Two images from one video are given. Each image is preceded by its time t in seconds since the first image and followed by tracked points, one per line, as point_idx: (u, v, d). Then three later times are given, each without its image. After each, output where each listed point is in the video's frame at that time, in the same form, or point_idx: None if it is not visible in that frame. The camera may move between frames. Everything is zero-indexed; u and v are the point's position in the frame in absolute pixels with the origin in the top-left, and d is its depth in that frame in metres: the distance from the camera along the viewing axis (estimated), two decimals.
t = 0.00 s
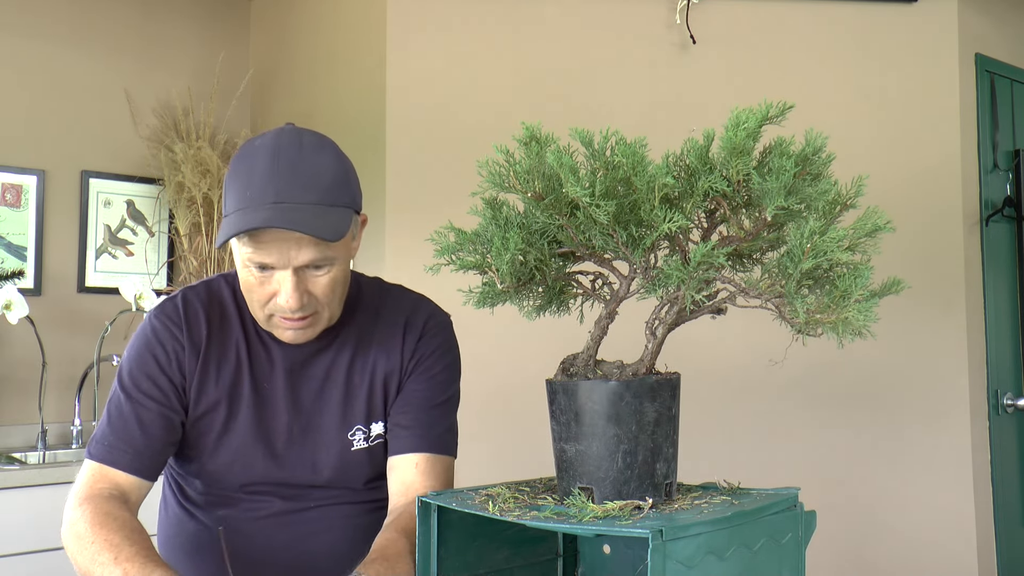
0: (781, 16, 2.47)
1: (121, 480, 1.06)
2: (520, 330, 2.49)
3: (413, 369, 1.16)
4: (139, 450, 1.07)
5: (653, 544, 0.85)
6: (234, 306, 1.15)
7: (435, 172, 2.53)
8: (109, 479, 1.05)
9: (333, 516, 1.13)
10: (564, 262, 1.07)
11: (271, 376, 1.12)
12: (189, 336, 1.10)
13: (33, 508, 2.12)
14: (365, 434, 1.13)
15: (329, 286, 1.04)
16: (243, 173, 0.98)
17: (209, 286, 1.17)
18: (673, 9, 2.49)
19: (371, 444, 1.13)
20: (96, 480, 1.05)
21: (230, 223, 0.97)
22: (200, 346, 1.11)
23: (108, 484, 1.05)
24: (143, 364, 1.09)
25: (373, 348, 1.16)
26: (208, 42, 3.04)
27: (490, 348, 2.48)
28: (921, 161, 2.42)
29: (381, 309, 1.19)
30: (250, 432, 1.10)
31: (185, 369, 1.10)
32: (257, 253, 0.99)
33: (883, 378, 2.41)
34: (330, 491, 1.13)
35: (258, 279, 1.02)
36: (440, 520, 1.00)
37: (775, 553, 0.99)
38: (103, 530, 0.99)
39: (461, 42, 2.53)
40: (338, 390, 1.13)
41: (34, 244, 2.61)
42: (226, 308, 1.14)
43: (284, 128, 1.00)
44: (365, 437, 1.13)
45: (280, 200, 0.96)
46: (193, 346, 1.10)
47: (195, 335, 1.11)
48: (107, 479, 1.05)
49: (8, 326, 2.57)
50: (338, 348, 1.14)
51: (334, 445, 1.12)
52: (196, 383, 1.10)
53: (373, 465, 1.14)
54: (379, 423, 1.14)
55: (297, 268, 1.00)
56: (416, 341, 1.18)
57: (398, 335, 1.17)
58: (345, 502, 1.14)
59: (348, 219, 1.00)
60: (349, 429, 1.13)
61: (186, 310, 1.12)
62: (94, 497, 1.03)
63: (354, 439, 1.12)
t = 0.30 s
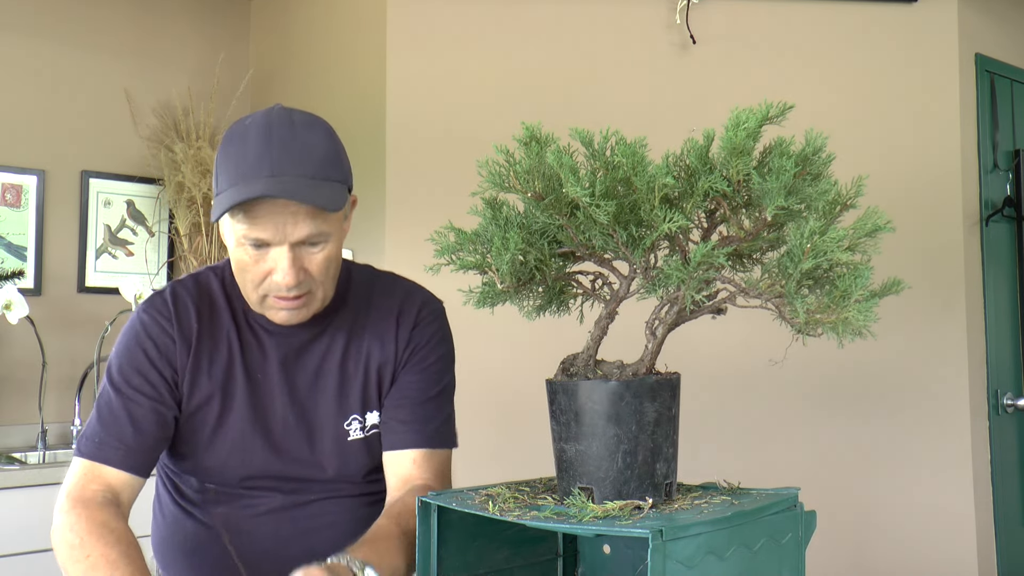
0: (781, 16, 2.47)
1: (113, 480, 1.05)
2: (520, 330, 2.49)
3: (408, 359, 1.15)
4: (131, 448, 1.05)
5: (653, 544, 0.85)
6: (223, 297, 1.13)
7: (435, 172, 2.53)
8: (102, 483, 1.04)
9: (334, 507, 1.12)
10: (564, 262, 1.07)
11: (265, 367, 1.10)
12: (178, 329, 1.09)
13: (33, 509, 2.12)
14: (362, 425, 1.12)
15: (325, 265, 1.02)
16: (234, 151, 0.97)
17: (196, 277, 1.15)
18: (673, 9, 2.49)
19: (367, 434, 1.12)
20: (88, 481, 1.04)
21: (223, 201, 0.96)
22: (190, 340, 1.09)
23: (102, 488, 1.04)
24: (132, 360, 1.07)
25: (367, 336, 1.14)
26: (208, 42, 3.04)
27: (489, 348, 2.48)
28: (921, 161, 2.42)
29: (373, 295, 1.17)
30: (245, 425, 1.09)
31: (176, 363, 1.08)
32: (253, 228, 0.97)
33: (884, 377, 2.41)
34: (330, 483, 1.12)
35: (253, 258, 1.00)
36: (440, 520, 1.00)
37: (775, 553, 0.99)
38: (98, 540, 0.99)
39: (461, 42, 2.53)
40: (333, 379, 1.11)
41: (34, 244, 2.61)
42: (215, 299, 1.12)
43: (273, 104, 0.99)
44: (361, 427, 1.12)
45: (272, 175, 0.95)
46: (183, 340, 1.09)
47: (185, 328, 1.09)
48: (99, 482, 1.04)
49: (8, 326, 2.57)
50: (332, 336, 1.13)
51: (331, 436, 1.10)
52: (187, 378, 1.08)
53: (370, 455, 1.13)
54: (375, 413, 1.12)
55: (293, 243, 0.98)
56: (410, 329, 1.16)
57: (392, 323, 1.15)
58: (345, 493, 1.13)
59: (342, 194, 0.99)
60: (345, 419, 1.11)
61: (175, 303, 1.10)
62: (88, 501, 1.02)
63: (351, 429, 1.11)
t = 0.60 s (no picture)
0: (780, 16, 2.47)
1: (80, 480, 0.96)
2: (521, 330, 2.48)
3: (393, 310, 1.17)
4: (103, 449, 0.97)
5: (652, 544, 0.85)
6: (182, 275, 1.05)
7: (435, 171, 2.53)
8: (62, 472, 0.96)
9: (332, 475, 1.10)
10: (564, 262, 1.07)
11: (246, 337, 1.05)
12: (141, 316, 1.00)
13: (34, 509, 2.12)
14: (359, 371, 1.11)
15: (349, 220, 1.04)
16: (278, 112, 0.98)
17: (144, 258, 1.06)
18: (673, 9, 2.49)
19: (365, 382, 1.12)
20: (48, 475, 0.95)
21: (282, 154, 0.96)
22: (155, 326, 1.01)
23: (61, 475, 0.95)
24: (92, 357, 0.98)
25: (350, 291, 1.13)
26: (207, 42, 3.04)
27: (489, 348, 2.48)
28: (922, 161, 2.42)
29: (342, 253, 1.17)
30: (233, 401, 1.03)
31: (144, 352, 1.00)
32: (312, 177, 0.97)
33: (884, 377, 2.41)
34: (327, 444, 1.10)
35: (292, 211, 0.98)
36: (440, 519, 1.01)
37: (775, 554, 1.00)
38: (69, 527, 0.91)
39: (460, 42, 2.53)
40: (321, 335, 1.09)
41: (34, 244, 2.61)
42: (173, 277, 1.05)
43: (283, 66, 1.04)
44: (359, 374, 1.11)
45: (331, 134, 0.98)
46: (149, 328, 1.01)
47: (150, 315, 1.01)
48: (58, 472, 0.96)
49: (8, 326, 2.57)
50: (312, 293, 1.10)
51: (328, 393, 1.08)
52: (161, 363, 1.01)
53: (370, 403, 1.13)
54: (370, 361, 1.13)
55: (336, 193, 1.00)
56: (387, 283, 1.17)
57: (370, 278, 1.16)
58: (342, 453, 1.11)
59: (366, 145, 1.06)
60: (343, 368, 1.10)
61: (134, 290, 1.01)
62: (52, 492, 0.94)
63: (351, 376, 1.10)
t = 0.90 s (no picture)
0: (780, 17, 2.47)
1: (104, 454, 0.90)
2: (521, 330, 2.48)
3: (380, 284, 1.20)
4: (123, 411, 0.92)
5: (653, 544, 0.85)
6: (179, 247, 1.04)
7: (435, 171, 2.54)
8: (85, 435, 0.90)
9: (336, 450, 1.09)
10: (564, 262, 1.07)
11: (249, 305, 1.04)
12: (145, 282, 0.98)
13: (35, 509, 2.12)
14: (353, 341, 1.12)
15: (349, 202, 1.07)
16: (302, 98, 0.99)
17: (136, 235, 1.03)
18: (673, 9, 2.49)
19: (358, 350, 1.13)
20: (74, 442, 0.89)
21: (307, 142, 0.96)
22: (160, 292, 0.99)
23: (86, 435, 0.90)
24: (100, 319, 0.94)
25: (340, 266, 1.15)
26: (207, 42, 3.04)
27: (489, 347, 2.48)
28: (922, 161, 2.42)
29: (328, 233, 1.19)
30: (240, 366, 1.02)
31: (151, 316, 0.98)
32: (331, 166, 0.99)
33: (884, 377, 2.41)
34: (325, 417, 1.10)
35: (306, 195, 1.01)
36: (439, 520, 1.01)
37: (775, 554, 1.00)
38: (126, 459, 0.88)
39: (460, 42, 2.53)
40: (317, 306, 1.10)
41: (34, 244, 2.61)
42: (170, 249, 1.03)
43: (300, 51, 1.04)
44: (353, 343, 1.12)
45: (351, 123, 0.99)
46: (155, 293, 0.98)
47: (153, 280, 0.99)
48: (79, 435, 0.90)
49: (8, 326, 2.57)
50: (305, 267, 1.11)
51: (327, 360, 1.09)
52: (167, 327, 0.99)
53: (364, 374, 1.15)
54: (361, 331, 1.14)
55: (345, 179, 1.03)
56: (371, 260, 1.20)
57: (356, 255, 1.18)
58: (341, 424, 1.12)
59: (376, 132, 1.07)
60: (337, 337, 1.11)
61: (132, 257, 0.99)
62: (85, 447, 0.88)
63: (346, 346, 1.11)
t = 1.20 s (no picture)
0: (780, 17, 2.47)
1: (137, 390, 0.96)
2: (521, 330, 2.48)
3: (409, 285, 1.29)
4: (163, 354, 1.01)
5: (653, 544, 0.85)
6: (222, 229, 1.15)
7: (434, 172, 2.54)
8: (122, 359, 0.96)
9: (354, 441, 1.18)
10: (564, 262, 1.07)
11: (284, 290, 1.15)
12: (191, 252, 1.09)
13: (35, 508, 2.12)
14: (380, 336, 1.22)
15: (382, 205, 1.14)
16: (333, 106, 1.07)
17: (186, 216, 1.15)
18: (673, 9, 2.48)
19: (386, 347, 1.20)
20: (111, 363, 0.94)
21: (334, 149, 1.04)
22: (203, 261, 1.10)
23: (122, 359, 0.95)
24: (147, 275, 1.04)
25: (370, 267, 1.25)
26: (207, 42, 3.04)
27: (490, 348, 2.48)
28: (921, 161, 2.42)
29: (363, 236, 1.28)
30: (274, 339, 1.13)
31: (194, 281, 1.09)
32: (357, 173, 1.06)
33: (884, 377, 2.41)
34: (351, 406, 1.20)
35: (335, 197, 1.08)
36: (439, 520, 1.01)
37: (775, 554, 1.00)
38: (161, 373, 0.93)
39: (460, 42, 2.54)
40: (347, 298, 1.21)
41: (34, 244, 2.61)
42: (214, 229, 1.14)
43: (337, 58, 1.11)
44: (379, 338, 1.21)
45: (376, 132, 1.06)
46: (199, 260, 1.10)
47: (198, 250, 1.10)
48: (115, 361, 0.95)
49: (8, 326, 2.57)
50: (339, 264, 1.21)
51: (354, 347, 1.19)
52: (209, 293, 1.09)
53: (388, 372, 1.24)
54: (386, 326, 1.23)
55: (376, 184, 1.10)
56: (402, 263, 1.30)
57: (388, 258, 1.28)
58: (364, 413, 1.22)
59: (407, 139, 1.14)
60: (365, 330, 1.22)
61: (180, 230, 1.11)
62: (120, 365, 0.94)
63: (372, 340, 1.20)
